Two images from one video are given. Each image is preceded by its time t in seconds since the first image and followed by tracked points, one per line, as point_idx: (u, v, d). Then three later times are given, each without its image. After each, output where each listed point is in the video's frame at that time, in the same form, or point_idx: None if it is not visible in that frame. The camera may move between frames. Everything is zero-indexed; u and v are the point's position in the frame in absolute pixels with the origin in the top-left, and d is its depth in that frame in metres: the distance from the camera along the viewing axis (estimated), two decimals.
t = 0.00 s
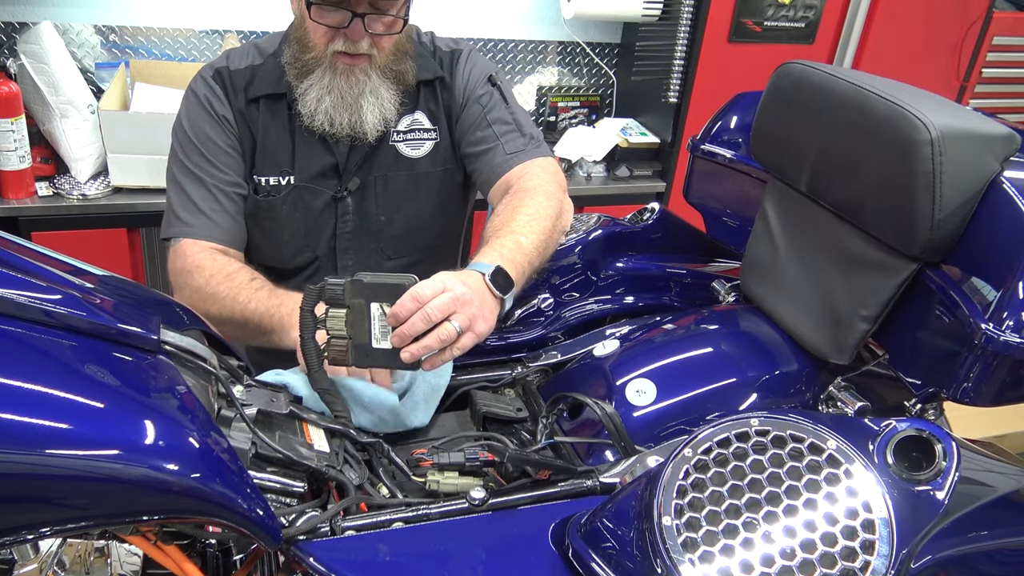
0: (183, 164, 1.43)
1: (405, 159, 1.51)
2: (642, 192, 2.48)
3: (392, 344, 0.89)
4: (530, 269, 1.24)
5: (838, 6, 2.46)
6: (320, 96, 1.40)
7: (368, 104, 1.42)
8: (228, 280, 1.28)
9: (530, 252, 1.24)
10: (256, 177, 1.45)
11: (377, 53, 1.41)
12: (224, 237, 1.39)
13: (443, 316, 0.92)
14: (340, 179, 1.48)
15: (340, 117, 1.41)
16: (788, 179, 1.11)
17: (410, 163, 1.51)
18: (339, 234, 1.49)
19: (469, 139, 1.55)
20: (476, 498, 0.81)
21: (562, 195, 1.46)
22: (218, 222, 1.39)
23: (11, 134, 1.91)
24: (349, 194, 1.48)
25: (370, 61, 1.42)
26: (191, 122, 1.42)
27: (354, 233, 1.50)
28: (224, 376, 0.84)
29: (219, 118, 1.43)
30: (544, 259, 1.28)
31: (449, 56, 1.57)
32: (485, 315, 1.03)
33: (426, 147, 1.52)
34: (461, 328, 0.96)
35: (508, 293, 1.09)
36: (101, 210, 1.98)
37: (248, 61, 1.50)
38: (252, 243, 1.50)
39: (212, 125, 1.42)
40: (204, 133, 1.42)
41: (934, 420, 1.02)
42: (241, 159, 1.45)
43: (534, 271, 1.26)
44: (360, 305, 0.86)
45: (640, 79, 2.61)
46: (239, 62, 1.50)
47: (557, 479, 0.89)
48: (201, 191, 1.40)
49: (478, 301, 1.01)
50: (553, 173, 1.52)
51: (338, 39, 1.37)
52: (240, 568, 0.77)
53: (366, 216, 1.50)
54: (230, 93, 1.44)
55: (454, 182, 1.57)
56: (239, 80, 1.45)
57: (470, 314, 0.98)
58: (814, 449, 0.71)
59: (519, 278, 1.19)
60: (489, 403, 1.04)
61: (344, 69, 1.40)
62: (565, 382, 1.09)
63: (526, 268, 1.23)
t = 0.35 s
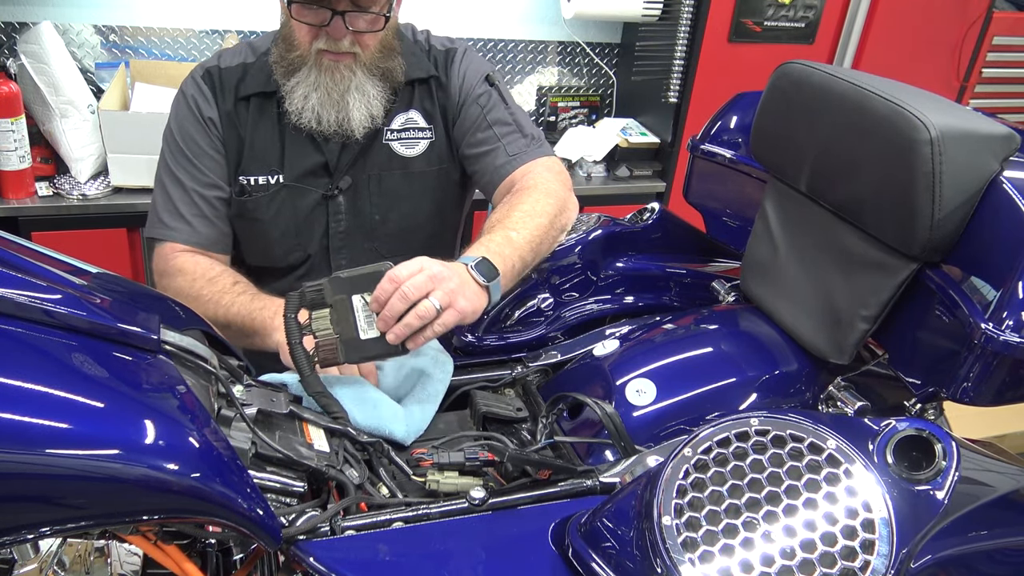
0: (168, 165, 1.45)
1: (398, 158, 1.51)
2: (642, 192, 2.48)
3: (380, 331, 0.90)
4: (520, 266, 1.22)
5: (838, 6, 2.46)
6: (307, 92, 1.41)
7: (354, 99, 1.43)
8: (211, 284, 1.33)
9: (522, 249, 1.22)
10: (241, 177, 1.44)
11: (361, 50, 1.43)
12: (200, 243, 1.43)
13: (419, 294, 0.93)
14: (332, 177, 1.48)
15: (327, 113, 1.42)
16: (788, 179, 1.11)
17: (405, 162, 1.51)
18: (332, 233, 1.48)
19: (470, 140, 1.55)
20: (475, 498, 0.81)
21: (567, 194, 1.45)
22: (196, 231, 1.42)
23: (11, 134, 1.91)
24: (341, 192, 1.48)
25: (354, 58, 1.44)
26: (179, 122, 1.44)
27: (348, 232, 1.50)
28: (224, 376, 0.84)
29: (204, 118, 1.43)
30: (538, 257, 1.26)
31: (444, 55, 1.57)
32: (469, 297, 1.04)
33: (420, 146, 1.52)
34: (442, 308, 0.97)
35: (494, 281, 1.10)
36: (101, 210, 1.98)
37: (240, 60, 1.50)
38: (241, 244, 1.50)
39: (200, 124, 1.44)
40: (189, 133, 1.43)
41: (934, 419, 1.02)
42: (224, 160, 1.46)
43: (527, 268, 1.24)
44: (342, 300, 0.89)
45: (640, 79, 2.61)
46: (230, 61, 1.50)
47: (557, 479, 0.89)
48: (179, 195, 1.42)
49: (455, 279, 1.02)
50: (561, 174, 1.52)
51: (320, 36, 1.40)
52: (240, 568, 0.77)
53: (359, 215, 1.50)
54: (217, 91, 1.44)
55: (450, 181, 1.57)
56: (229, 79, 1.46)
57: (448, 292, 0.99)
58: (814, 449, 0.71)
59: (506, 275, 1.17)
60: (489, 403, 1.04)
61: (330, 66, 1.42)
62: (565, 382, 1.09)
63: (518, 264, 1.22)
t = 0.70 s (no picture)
0: (149, 170, 1.50)
1: (383, 164, 1.51)
2: (642, 193, 2.48)
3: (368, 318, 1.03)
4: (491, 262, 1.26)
5: (838, 6, 2.46)
6: (291, 98, 1.43)
7: (337, 103, 1.44)
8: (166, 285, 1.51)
9: (488, 241, 1.26)
10: (218, 182, 1.46)
11: (344, 55, 1.45)
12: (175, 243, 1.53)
13: (355, 271, 1.05)
14: (314, 183, 1.48)
15: (311, 117, 1.42)
16: (788, 179, 1.11)
17: (389, 169, 1.51)
18: (317, 240, 1.50)
19: (472, 143, 1.55)
20: (475, 498, 0.81)
21: (571, 179, 1.41)
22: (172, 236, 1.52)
23: (11, 134, 1.91)
24: (323, 199, 1.48)
25: (337, 62, 1.46)
26: (158, 131, 1.47)
27: (334, 239, 1.51)
28: (224, 375, 0.85)
29: (180, 125, 1.46)
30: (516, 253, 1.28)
31: (435, 58, 1.56)
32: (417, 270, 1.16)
33: (407, 153, 1.52)
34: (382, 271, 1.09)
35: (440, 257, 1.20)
36: (102, 210, 1.98)
37: (221, 62, 1.52)
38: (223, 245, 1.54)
39: (172, 132, 1.46)
40: (158, 146, 1.48)
41: (934, 419, 1.02)
42: (203, 164, 1.46)
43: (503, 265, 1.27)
44: (318, 315, 1.04)
45: (640, 79, 2.61)
46: (212, 65, 1.52)
47: (557, 479, 0.89)
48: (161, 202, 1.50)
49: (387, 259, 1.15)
50: (561, 165, 1.49)
51: (301, 41, 1.42)
52: (240, 567, 0.78)
53: (344, 220, 1.50)
54: (194, 98, 1.45)
55: (439, 185, 1.56)
56: (208, 84, 1.47)
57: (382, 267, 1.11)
58: (814, 449, 0.71)
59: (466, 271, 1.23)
60: (489, 403, 1.03)
61: (312, 70, 1.44)
62: (565, 382, 1.09)
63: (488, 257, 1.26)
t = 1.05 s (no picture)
0: (139, 175, 1.51)
1: (370, 163, 1.51)
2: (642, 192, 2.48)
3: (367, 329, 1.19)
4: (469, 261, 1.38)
5: (838, 6, 2.46)
6: (277, 101, 1.43)
7: (325, 105, 1.44)
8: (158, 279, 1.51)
9: (460, 242, 1.39)
10: (207, 186, 1.46)
11: (331, 57, 1.44)
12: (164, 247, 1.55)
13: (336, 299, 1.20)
14: (302, 185, 1.49)
15: (299, 120, 1.43)
16: (788, 179, 1.11)
17: (376, 167, 1.51)
18: (307, 241, 1.50)
19: (462, 135, 1.55)
20: (475, 498, 0.81)
21: (556, 168, 1.50)
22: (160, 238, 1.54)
23: (11, 134, 1.91)
24: (312, 200, 1.48)
25: (323, 63, 1.45)
26: (147, 136, 1.49)
27: (323, 240, 1.51)
28: (224, 376, 0.85)
29: (167, 129, 1.47)
30: (492, 248, 1.38)
31: (421, 54, 1.56)
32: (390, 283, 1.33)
33: (394, 152, 1.52)
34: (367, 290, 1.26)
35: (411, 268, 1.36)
36: (101, 210, 1.98)
37: (207, 65, 1.52)
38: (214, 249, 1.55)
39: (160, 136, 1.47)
40: (148, 149, 1.49)
41: (934, 419, 1.02)
42: (191, 168, 1.47)
43: (479, 262, 1.38)
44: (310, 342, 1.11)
45: (640, 79, 2.61)
46: (198, 68, 1.53)
47: (557, 479, 0.89)
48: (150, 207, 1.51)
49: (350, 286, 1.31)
50: (543, 155, 1.51)
51: (285, 45, 1.41)
52: (239, 567, 0.77)
53: (333, 220, 1.50)
54: (180, 101, 1.46)
55: (428, 181, 1.56)
56: (194, 88, 1.47)
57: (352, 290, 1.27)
58: (814, 449, 0.71)
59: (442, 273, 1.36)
60: (489, 403, 1.03)
61: (296, 73, 1.44)
62: (565, 382, 1.09)
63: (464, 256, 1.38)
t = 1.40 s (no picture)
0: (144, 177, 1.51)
1: (378, 160, 1.53)
2: (642, 192, 2.48)
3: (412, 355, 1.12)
4: (492, 257, 1.39)
5: (838, 6, 2.47)
6: (277, 101, 1.44)
7: (325, 105, 1.45)
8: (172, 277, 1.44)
9: (490, 241, 1.39)
10: (215, 187, 1.47)
11: (329, 50, 1.45)
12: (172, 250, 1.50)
13: (405, 330, 1.11)
14: (310, 182, 1.50)
15: (299, 120, 1.45)
16: (788, 179, 1.11)
17: (384, 164, 1.53)
18: (315, 238, 1.50)
19: (471, 133, 1.58)
20: (475, 498, 0.81)
21: (569, 171, 1.58)
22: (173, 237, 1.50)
23: (11, 134, 1.91)
24: (320, 198, 1.49)
25: (322, 61, 1.47)
26: (151, 137, 1.49)
27: (331, 238, 1.51)
28: (224, 376, 0.85)
29: (174, 128, 1.48)
30: (513, 248, 1.41)
31: (423, 52, 1.58)
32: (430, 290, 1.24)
33: (400, 148, 1.54)
34: (417, 314, 1.18)
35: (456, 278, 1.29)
36: (102, 210, 1.98)
37: (211, 68, 1.54)
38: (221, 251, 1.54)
39: (173, 131, 1.48)
40: (162, 144, 1.49)
41: (934, 419, 1.02)
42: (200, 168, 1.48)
43: (499, 260, 1.39)
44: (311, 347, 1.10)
45: (640, 79, 2.61)
46: (201, 69, 1.54)
47: (557, 479, 0.89)
48: (156, 208, 1.48)
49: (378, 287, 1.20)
50: (557, 158, 1.58)
51: (281, 41, 1.41)
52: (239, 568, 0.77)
53: (342, 219, 1.51)
54: (186, 102, 1.48)
55: (433, 179, 1.59)
56: (199, 88, 1.49)
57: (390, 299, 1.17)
58: (814, 449, 0.71)
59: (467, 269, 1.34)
60: (489, 403, 1.03)
61: (296, 73, 1.46)
62: (565, 381, 1.09)
63: (489, 256, 1.38)
